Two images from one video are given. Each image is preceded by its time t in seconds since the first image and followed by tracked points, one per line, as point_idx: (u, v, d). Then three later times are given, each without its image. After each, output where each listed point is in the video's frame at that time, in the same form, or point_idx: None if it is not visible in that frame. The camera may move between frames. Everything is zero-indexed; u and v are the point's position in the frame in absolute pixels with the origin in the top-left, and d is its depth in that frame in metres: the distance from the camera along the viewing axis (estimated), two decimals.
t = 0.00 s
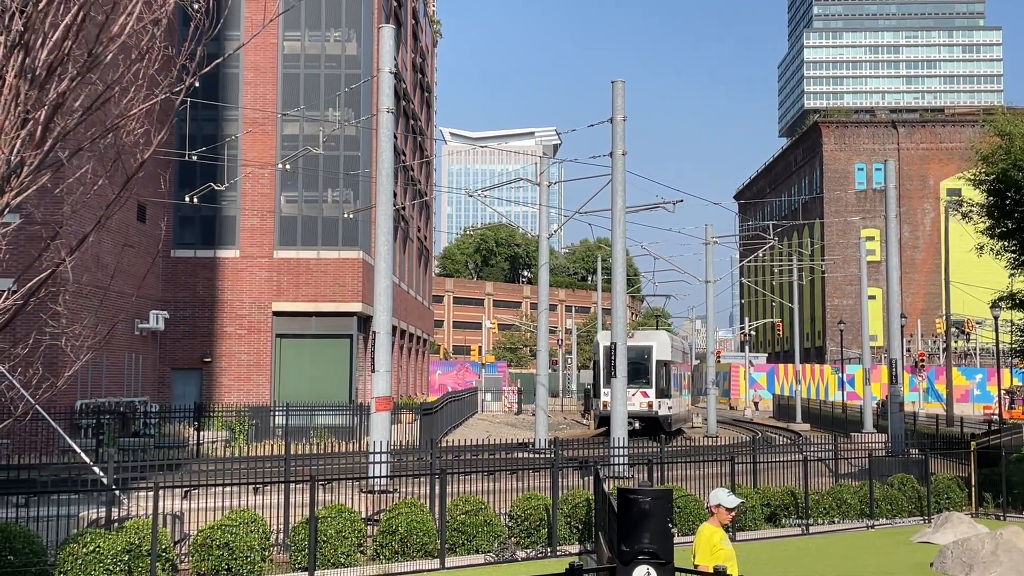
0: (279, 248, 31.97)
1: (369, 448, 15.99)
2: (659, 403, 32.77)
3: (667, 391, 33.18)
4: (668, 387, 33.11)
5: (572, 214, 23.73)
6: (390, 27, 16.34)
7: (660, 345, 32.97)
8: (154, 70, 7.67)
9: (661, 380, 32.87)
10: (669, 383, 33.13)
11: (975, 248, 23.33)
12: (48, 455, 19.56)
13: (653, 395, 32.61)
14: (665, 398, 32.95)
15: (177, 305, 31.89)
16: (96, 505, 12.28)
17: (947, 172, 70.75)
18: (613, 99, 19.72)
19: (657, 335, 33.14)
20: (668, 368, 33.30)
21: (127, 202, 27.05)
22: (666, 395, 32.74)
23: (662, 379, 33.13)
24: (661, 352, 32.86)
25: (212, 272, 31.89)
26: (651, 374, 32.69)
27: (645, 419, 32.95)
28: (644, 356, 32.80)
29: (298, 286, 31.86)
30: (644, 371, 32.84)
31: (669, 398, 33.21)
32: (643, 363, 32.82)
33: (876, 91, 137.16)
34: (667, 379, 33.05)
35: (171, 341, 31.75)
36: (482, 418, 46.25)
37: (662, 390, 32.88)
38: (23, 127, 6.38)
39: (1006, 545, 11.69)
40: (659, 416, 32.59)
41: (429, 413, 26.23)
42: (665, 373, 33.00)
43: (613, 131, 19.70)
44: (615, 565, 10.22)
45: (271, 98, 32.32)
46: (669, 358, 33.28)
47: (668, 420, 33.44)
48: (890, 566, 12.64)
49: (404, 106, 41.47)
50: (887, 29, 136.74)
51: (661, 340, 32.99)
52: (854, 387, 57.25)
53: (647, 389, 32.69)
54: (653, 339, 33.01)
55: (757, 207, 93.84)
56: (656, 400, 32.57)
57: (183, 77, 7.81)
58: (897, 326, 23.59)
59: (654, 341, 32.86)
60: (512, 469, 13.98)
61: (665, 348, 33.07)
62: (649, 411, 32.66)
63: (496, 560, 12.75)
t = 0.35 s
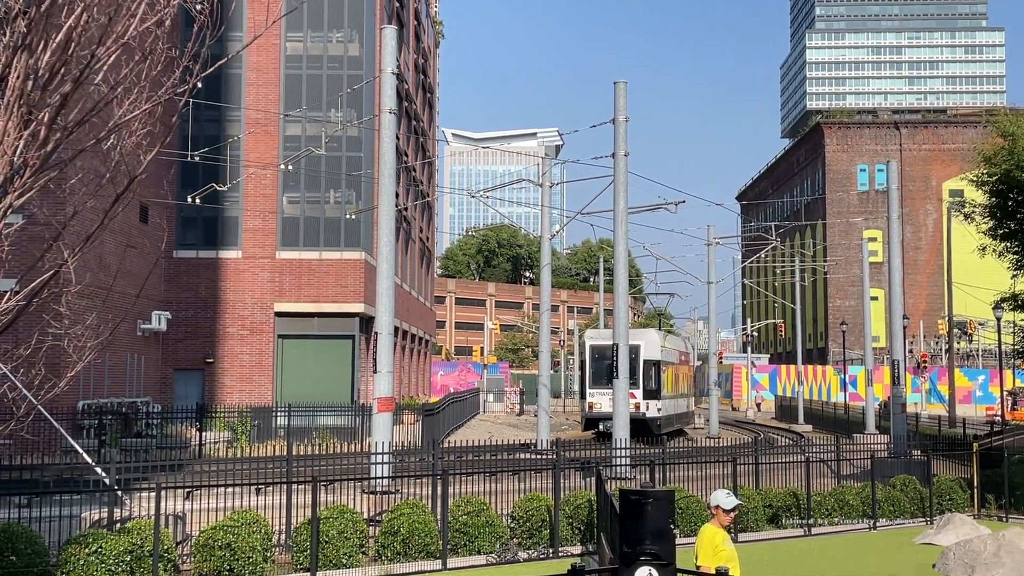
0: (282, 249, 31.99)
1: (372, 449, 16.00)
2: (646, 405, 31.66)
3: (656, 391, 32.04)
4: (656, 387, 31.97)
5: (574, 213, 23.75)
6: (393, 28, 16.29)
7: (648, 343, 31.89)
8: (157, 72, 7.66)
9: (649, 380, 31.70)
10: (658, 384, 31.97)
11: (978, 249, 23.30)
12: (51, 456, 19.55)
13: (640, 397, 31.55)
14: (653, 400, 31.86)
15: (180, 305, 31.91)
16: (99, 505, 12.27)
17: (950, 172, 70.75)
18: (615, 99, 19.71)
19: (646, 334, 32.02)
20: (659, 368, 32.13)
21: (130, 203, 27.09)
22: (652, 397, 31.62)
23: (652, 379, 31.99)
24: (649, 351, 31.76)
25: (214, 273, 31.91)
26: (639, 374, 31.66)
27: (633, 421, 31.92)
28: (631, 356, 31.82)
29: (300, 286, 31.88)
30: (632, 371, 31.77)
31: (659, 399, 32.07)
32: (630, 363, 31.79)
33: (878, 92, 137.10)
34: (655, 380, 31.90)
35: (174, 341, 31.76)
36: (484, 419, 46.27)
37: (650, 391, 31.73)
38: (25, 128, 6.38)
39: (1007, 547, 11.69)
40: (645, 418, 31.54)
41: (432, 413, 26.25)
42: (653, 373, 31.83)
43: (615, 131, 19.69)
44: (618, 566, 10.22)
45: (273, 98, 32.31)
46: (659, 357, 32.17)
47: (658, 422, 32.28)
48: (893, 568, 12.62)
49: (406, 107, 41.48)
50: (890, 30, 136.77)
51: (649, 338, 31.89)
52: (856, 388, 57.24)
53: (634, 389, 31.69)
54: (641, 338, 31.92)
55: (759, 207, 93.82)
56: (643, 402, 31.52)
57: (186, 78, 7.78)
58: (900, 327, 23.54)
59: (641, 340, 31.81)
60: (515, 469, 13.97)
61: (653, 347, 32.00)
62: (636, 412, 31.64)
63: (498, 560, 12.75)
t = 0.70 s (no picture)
0: (283, 250, 32.00)
1: (373, 450, 16.03)
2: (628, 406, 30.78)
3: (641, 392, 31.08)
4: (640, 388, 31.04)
5: (576, 215, 23.78)
6: (394, 31, 16.32)
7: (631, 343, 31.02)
8: (158, 74, 7.66)
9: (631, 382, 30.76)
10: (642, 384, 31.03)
11: (979, 251, 23.28)
12: (52, 456, 19.55)
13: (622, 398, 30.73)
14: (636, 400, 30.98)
15: (181, 306, 31.91)
16: (100, 506, 12.28)
17: (951, 174, 70.80)
18: (616, 101, 19.74)
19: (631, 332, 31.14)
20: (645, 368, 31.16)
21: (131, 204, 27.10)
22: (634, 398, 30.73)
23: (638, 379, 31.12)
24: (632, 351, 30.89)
25: (216, 274, 31.92)
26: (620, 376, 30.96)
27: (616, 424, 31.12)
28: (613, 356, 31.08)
29: (301, 287, 31.90)
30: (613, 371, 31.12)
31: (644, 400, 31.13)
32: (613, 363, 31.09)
33: (879, 94, 137.20)
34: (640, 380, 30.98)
35: (175, 342, 31.76)
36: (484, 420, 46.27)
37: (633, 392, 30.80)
38: (27, 130, 6.39)
39: (1008, 548, 11.69)
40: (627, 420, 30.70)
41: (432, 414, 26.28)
42: (638, 374, 30.85)
43: (617, 133, 19.71)
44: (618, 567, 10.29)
45: (274, 99, 32.33)
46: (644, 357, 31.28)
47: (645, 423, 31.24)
48: (893, 569, 12.62)
49: (407, 108, 41.49)
50: (891, 32, 136.89)
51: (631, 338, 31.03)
52: (857, 389, 57.26)
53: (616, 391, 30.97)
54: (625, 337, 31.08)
55: (760, 209, 93.84)
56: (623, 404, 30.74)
57: (187, 79, 7.79)
58: (900, 328, 23.52)
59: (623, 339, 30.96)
60: (515, 470, 13.98)
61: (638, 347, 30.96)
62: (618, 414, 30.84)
63: (500, 562, 12.74)
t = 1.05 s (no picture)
0: (283, 251, 31.99)
1: (373, 451, 16.03)
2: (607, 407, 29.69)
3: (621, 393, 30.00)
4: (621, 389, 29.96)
5: (576, 216, 23.76)
6: (395, 32, 16.33)
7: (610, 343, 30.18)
8: (157, 74, 7.62)
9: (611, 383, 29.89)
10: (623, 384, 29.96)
11: (981, 253, 23.23)
12: (52, 458, 19.53)
13: (600, 398, 29.66)
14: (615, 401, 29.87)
15: (181, 307, 31.88)
16: (100, 507, 12.28)
17: (952, 175, 70.80)
18: (617, 102, 19.72)
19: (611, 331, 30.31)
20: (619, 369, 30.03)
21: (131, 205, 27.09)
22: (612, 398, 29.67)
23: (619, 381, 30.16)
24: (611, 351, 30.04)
25: (216, 275, 31.92)
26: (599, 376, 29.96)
27: (594, 427, 29.88)
28: (592, 355, 30.13)
29: (302, 288, 31.89)
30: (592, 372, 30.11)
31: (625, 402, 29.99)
32: (592, 364, 30.11)
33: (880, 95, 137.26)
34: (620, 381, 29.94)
35: (175, 343, 31.75)
36: (485, 422, 46.23)
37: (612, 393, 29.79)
38: (27, 131, 6.35)
39: (1010, 550, 11.66)
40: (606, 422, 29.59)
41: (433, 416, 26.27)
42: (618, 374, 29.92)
43: (617, 134, 19.71)
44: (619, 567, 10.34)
45: (274, 101, 32.34)
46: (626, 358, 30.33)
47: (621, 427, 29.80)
48: (894, 570, 12.61)
49: (407, 110, 41.45)
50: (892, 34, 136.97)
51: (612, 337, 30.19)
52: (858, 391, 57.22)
53: (594, 392, 29.88)
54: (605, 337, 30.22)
55: (761, 210, 93.84)
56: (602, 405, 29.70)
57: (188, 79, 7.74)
58: (901, 330, 23.47)
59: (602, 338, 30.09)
60: (516, 472, 13.96)
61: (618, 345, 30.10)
62: (596, 416, 29.72)
63: (500, 563, 12.71)
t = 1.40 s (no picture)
0: (284, 253, 32.01)
1: (373, 453, 16.03)
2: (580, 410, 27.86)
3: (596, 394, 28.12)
4: (597, 391, 28.08)
5: (576, 218, 23.76)
6: (395, 34, 16.36)
7: (585, 342, 28.20)
8: (159, 77, 7.63)
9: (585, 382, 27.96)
10: (600, 386, 28.07)
11: (982, 254, 23.20)
12: (53, 459, 19.56)
13: (573, 400, 27.79)
14: (590, 402, 28.05)
15: (182, 309, 31.91)
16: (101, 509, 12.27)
17: (953, 177, 70.76)
18: (618, 104, 19.74)
19: (587, 331, 28.33)
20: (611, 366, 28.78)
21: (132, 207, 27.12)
22: (585, 400, 27.82)
23: (594, 381, 28.28)
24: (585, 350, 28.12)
25: (217, 277, 31.95)
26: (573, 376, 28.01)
27: (567, 430, 28.03)
28: (565, 355, 28.12)
29: (303, 290, 31.89)
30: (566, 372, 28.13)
31: (600, 403, 28.15)
32: (566, 364, 28.09)
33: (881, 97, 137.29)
34: (596, 382, 28.07)
35: (176, 345, 31.78)
36: (485, 423, 46.27)
37: (586, 394, 27.94)
38: (26, 133, 6.37)
39: (1010, 552, 11.64)
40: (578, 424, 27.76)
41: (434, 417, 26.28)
42: (593, 374, 28.06)
43: (618, 136, 19.71)
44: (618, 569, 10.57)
45: (276, 102, 32.39)
46: (602, 358, 28.42)
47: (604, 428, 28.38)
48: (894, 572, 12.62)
49: (408, 111, 41.46)
50: (893, 36, 137.14)
51: (587, 336, 28.26)
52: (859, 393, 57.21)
53: (568, 393, 27.93)
54: (579, 336, 28.24)
55: (762, 212, 93.86)
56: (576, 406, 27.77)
57: (189, 82, 7.74)
58: (902, 332, 23.41)
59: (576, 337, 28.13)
60: (516, 473, 13.95)
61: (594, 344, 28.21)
62: (568, 418, 27.84)
63: (501, 565, 12.71)
